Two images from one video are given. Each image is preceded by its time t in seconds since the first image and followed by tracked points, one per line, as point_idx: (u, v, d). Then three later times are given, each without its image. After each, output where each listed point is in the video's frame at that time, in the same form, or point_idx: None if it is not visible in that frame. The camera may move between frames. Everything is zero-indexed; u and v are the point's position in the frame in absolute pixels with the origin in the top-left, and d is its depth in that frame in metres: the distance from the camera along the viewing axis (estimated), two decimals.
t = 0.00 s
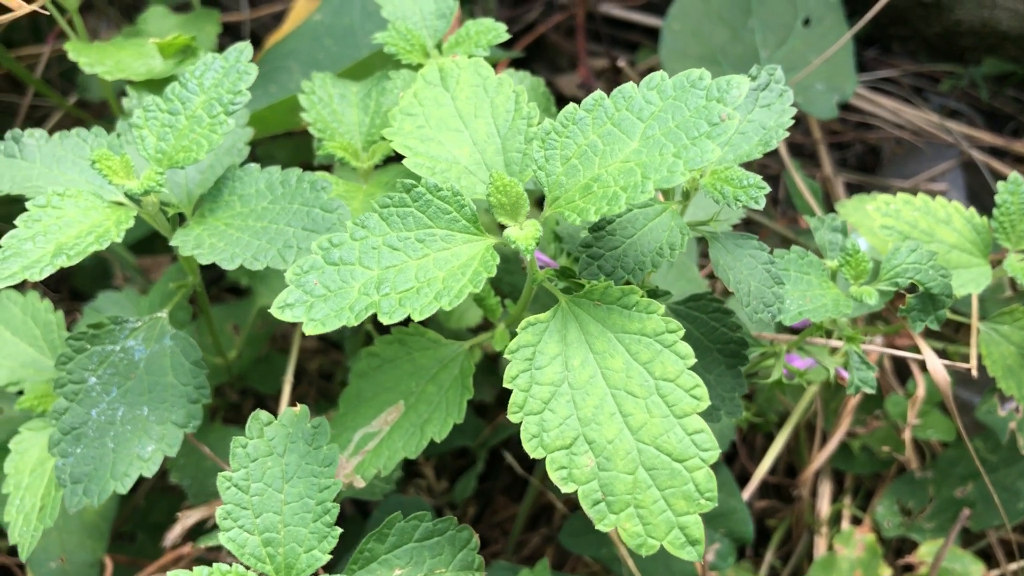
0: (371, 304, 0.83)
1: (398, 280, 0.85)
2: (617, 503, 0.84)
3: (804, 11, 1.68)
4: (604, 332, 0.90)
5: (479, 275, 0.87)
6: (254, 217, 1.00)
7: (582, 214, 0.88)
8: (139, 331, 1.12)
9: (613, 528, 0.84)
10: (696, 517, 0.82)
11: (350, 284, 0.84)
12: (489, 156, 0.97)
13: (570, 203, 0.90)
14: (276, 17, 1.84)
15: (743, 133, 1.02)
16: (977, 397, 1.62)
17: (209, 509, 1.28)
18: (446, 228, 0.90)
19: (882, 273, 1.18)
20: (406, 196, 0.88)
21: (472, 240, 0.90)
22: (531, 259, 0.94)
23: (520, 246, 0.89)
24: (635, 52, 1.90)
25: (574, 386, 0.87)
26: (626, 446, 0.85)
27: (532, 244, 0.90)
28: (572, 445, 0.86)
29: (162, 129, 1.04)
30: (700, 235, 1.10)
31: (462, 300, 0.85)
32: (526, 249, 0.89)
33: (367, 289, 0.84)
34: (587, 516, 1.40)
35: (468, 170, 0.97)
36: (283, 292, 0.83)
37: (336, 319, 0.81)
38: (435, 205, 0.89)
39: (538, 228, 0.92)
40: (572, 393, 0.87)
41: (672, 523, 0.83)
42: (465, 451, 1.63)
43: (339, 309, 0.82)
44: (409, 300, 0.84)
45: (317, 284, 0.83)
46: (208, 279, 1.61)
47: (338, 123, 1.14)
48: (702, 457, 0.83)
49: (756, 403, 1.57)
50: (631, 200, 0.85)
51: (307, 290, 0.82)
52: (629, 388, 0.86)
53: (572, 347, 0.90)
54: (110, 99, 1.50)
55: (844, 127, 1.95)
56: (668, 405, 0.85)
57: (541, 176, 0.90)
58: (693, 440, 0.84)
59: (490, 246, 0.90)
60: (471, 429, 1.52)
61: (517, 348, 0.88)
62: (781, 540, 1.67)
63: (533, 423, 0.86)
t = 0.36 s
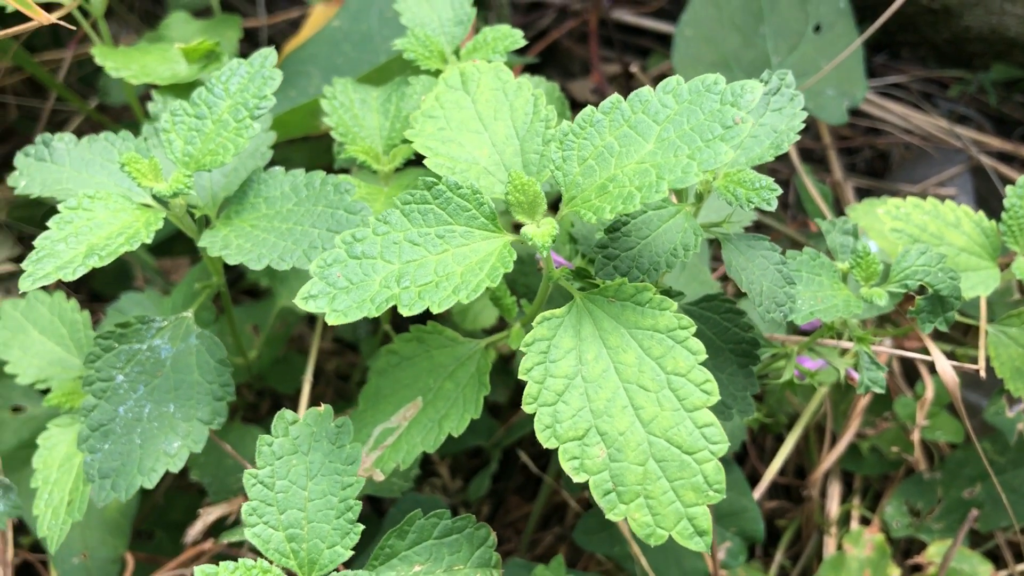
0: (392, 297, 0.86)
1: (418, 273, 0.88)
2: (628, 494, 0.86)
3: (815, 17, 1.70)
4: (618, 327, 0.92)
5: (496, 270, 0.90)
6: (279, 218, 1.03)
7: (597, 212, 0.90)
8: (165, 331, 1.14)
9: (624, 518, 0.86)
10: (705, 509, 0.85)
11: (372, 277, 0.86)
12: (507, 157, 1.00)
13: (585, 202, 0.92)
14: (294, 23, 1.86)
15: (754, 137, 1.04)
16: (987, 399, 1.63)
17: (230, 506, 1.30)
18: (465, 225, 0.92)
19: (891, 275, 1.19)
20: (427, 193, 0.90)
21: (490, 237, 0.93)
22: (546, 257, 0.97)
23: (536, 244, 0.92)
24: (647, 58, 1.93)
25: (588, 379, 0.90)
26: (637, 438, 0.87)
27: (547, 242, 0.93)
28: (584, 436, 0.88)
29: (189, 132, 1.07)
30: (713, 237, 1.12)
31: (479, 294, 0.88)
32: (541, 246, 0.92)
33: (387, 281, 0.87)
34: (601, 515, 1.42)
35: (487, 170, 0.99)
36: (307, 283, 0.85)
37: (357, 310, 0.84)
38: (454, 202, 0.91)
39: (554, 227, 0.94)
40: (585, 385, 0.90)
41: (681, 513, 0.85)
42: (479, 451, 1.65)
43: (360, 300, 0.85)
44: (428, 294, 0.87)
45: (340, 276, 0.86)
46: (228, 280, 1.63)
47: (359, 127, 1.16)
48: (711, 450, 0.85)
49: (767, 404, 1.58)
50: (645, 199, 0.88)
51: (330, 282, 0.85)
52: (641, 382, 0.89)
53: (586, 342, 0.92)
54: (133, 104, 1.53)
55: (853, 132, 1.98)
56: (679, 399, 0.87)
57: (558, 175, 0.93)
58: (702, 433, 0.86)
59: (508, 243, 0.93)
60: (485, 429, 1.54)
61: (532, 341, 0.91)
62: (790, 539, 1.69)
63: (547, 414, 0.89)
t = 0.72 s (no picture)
0: (401, 310, 0.89)
1: (427, 289, 0.91)
2: (627, 503, 0.89)
3: (816, 36, 1.74)
4: (619, 342, 0.95)
5: (502, 285, 0.93)
6: (294, 236, 1.07)
7: (600, 230, 0.94)
8: (182, 344, 1.18)
9: (623, 527, 0.89)
10: (701, 518, 0.88)
11: (382, 291, 0.90)
12: (514, 175, 1.03)
13: (588, 220, 0.96)
14: (305, 41, 1.90)
15: (753, 158, 1.08)
16: (984, 411, 1.66)
17: (243, 514, 1.34)
18: (473, 241, 0.96)
19: (887, 292, 1.23)
20: (436, 211, 0.94)
21: (496, 253, 0.96)
22: (550, 272, 1.00)
23: (540, 260, 0.95)
24: (651, 74, 1.96)
25: (589, 392, 0.93)
26: (636, 450, 0.90)
27: (552, 258, 0.95)
28: (586, 447, 0.91)
29: (207, 153, 1.11)
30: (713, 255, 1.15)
31: (486, 309, 0.91)
32: (545, 262, 0.94)
33: (398, 296, 0.90)
34: (605, 525, 1.44)
35: (494, 189, 1.03)
36: (321, 297, 0.89)
37: (368, 323, 0.87)
38: (462, 219, 0.94)
39: (558, 244, 0.97)
40: (587, 398, 0.93)
41: (677, 523, 0.88)
42: (485, 461, 1.68)
43: (371, 314, 0.88)
44: (437, 308, 0.90)
45: (352, 290, 0.89)
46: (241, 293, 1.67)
47: (371, 148, 1.21)
48: (708, 461, 0.88)
49: (767, 415, 1.63)
50: (646, 218, 0.91)
51: (343, 296, 0.88)
52: (640, 396, 0.92)
53: (588, 355, 0.95)
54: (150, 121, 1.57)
55: (855, 147, 2.01)
56: (677, 412, 0.90)
57: (561, 194, 0.96)
58: (699, 445, 0.89)
59: (513, 260, 0.96)
60: (492, 439, 1.57)
61: (536, 354, 0.94)
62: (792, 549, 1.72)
63: (550, 425, 0.92)
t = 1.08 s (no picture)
0: (422, 334, 0.88)
1: (448, 310, 0.90)
2: (656, 527, 0.88)
3: (831, 44, 1.72)
4: (644, 361, 0.94)
5: (524, 306, 0.92)
6: (308, 248, 1.05)
7: (624, 248, 0.92)
8: (194, 356, 1.17)
9: (652, 551, 0.88)
10: (732, 542, 0.86)
11: (402, 314, 0.88)
12: (532, 192, 1.02)
13: (611, 238, 0.94)
14: (316, 47, 1.88)
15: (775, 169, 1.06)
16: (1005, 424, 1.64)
17: (254, 527, 1.32)
18: (493, 260, 0.94)
19: (910, 305, 1.21)
20: (455, 230, 0.92)
21: (517, 273, 0.95)
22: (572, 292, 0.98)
23: (563, 280, 0.94)
24: (663, 82, 1.95)
25: (615, 413, 0.91)
26: (664, 472, 0.88)
27: (574, 278, 0.95)
28: (613, 470, 0.89)
29: (220, 163, 1.09)
30: (735, 269, 1.14)
31: (509, 330, 0.89)
32: (568, 282, 0.93)
33: (418, 319, 0.88)
34: (620, 538, 1.42)
35: (513, 205, 1.01)
36: (339, 321, 0.87)
37: (389, 347, 0.86)
38: (482, 240, 0.93)
39: (581, 262, 0.96)
40: (613, 419, 0.91)
41: (708, 546, 0.87)
42: (497, 472, 1.66)
43: (392, 338, 0.86)
44: (458, 330, 0.88)
45: (371, 314, 0.87)
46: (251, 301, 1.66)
47: (386, 158, 1.19)
48: (738, 483, 0.87)
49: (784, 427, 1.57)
50: (671, 236, 0.89)
51: (362, 320, 0.87)
52: (668, 417, 0.90)
53: (612, 376, 0.94)
54: (160, 129, 1.55)
55: (869, 155, 1.98)
56: (706, 433, 0.89)
57: (583, 212, 0.95)
58: (729, 467, 0.87)
59: (534, 279, 0.94)
60: (504, 450, 1.55)
61: (560, 375, 0.92)
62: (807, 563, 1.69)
63: (576, 449, 0.90)
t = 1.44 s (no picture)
0: (422, 347, 0.86)
1: (448, 322, 0.88)
2: (659, 542, 0.86)
3: (837, 46, 1.71)
4: (648, 372, 0.92)
5: (526, 318, 0.90)
6: (306, 253, 1.04)
7: (627, 258, 0.90)
8: (191, 362, 1.15)
9: (656, 566, 0.86)
10: (737, 557, 0.85)
11: (401, 326, 0.87)
12: (533, 200, 1.00)
13: (614, 247, 0.92)
14: (317, 48, 1.87)
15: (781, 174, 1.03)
16: (1013, 430, 1.62)
17: (252, 532, 1.30)
18: (494, 270, 0.92)
19: (918, 311, 1.19)
20: (455, 240, 0.91)
21: (519, 283, 0.93)
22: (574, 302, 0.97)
23: (566, 291, 0.93)
24: (667, 83, 1.93)
25: (618, 425, 0.90)
26: (668, 486, 0.87)
27: (577, 288, 0.93)
28: (615, 484, 0.87)
29: (217, 167, 1.07)
30: (739, 274, 1.12)
31: (511, 343, 0.87)
32: (572, 293, 0.92)
33: (418, 331, 0.87)
34: (622, 546, 1.41)
35: (514, 213, 0.99)
36: (337, 334, 0.85)
37: (388, 361, 0.84)
38: (483, 249, 0.91)
39: (584, 272, 0.95)
40: (615, 432, 0.89)
41: (712, 561, 0.85)
42: (497, 477, 1.64)
43: (391, 351, 0.85)
44: (459, 343, 0.87)
45: (370, 326, 0.86)
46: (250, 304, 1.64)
47: (386, 161, 1.18)
48: (743, 498, 0.85)
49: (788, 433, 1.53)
50: (676, 246, 0.88)
51: (361, 332, 0.85)
52: (672, 429, 0.88)
53: (615, 387, 0.92)
54: (158, 130, 1.54)
55: (873, 158, 1.97)
56: (711, 446, 0.87)
57: (586, 221, 0.93)
58: (734, 480, 0.86)
59: (536, 289, 0.93)
60: (505, 456, 1.54)
61: (562, 387, 0.91)
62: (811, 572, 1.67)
63: (578, 461, 0.88)
